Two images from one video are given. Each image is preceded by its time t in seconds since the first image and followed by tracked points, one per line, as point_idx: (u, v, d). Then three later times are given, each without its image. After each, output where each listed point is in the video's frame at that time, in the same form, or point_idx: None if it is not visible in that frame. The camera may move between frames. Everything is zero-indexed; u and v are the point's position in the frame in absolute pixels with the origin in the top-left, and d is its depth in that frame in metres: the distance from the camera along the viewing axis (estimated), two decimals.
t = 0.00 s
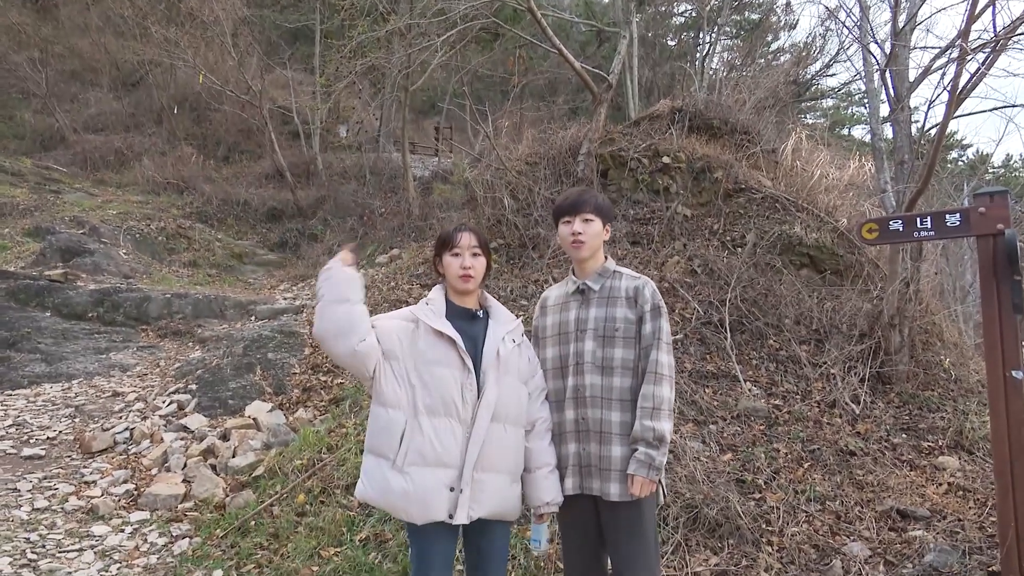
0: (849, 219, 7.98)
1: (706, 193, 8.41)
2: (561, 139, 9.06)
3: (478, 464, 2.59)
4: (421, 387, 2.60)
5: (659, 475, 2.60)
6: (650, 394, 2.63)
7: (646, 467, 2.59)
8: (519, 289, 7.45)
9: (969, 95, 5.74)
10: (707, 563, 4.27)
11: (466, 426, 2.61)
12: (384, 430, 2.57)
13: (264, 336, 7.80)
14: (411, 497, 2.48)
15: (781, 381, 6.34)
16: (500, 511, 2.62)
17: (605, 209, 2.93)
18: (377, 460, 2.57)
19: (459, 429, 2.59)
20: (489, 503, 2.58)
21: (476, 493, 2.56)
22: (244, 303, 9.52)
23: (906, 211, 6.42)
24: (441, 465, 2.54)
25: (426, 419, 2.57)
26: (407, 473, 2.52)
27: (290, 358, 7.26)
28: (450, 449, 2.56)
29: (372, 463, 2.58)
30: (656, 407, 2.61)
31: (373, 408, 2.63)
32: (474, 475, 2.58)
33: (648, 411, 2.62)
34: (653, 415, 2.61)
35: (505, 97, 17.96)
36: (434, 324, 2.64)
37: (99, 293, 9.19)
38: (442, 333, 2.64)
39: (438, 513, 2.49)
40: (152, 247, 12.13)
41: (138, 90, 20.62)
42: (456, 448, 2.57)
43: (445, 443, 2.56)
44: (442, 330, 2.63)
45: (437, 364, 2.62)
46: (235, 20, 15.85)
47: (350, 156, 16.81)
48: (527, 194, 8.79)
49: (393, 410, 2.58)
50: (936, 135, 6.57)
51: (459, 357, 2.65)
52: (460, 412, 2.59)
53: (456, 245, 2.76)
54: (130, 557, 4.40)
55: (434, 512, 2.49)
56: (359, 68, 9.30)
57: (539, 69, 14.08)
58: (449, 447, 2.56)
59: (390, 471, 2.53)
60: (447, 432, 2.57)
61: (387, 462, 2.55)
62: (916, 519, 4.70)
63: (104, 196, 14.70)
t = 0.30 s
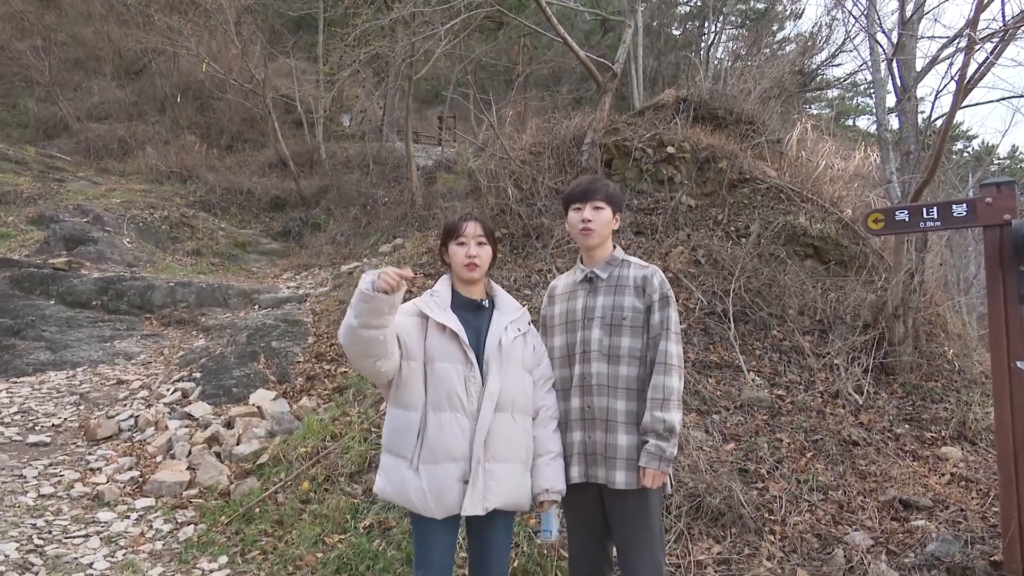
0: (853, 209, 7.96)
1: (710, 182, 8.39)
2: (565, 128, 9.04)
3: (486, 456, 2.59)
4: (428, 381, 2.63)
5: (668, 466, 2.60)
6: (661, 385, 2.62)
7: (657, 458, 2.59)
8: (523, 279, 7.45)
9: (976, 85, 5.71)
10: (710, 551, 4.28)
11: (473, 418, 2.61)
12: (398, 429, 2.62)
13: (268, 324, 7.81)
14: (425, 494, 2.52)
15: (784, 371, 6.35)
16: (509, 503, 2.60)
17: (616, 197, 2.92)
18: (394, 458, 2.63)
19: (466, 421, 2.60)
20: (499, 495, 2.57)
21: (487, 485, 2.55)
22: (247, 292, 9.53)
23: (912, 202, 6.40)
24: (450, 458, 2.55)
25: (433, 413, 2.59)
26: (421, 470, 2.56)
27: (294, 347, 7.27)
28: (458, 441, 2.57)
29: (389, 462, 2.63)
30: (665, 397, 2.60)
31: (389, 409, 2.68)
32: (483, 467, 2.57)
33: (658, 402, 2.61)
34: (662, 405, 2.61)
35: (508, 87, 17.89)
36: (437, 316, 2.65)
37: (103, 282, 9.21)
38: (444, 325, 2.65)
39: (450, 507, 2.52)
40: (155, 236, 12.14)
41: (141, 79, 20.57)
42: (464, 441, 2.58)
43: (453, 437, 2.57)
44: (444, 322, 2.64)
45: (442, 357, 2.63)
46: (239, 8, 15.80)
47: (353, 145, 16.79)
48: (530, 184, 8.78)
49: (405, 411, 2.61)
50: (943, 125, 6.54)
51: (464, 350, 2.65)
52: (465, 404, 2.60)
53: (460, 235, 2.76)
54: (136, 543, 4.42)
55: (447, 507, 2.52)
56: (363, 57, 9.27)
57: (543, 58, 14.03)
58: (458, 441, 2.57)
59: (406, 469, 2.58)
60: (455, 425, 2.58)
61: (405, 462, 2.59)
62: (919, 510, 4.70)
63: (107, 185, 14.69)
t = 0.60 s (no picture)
0: (853, 195, 7.96)
1: (709, 169, 8.37)
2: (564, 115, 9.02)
3: (484, 441, 2.61)
4: (426, 365, 2.62)
5: (672, 452, 2.62)
6: (665, 370, 2.62)
7: (662, 444, 2.60)
8: (522, 266, 7.44)
9: (977, 70, 5.69)
10: (710, 536, 4.31)
11: (472, 402, 2.63)
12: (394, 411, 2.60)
13: (267, 312, 7.81)
14: (421, 475, 2.51)
15: (783, 358, 6.36)
16: (508, 488, 2.62)
17: (616, 182, 2.91)
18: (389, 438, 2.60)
19: (465, 406, 2.61)
20: (499, 479, 2.59)
21: (484, 469, 2.58)
22: (246, 280, 9.51)
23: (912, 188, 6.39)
24: (449, 443, 2.57)
25: (432, 397, 2.59)
26: (417, 452, 2.54)
27: (294, 335, 7.27)
28: (457, 426, 2.58)
29: (382, 440, 2.60)
30: (669, 383, 2.61)
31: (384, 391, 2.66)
32: (482, 451, 2.60)
33: (663, 388, 2.62)
34: (667, 391, 2.61)
35: (507, 74, 17.81)
36: (435, 302, 2.64)
37: (102, 270, 9.19)
38: (444, 311, 2.64)
39: (448, 491, 2.52)
40: (153, 225, 12.10)
41: (137, 66, 20.43)
42: (462, 426, 2.59)
43: (452, 421, 2.58)
44: (443, 307, 2.63)
45: (441, 341, 2.63)
46: None
47: (351, 133, 16.73)
48: (530, 171, 8.77)
49: (403, 396, 2.59)
50: (943, 111, 6.51)
51: (462, 336, 2.66)
52: (465, 389, 2.61)
53: (459, 220, 2.75)
54: (138, 529, 4.44)
55: (445, 490, 2.52)
56: (360, 43, 9.22)
57: (542, 45, 13.97)
58: (457, 426, 2.58)
59: (402, 450, 2.56)
60: (454, 410, 2.59)
61: (400, 445, 2.57)
62: (917, 494, 4.73)
63: (105, 173, 14.63)
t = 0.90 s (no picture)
0: (851, 183, 7.96)
1: (708, 157, 8.36)
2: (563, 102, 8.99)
3: (493, 426, 2.62)
4: (432, 354, 2.61)
5: (671, 437, 2.63)
6: (664, 356, 2.63)
7: (660, 430, 2.61)
8: (521, 253, 7.44)
9: (977, 58, 5.68)
10: (707, 522, 4.33)
11: (478, 389, 2.63)
12: (403, 405, 2.60)
13: (266, 298, 7.81)
14: (435, 465, 2.53)
15: (781, 345, 6.38)
16: (516, 473, 2.63)
17: (615, 167, 2.90)
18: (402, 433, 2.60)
19: (473, 393, 2.61)
20: (509, 463, 2.61)
21: (497, 455, 2.58)
22: (244, 267, 9.50)
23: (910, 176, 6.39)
24: (460, 430, 2.57)
25: (439, 386, 2.59)
26: (430, 444, 2.56)
27: (292, 321, 7.28)
28: (467, 412, 2.59)
29: (395, 435, 2.62)
30: (669, 369, 2.61)
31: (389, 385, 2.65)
32: (494, 437, 2.60)
33: (662, 374, 2.62)
34: (666, 377, 2.62)
35: (505, 60, 17.72)
36: (436, 290, 2.62)
37: (100, 256, 9.17)
38: (445, 298, 2.63)
39: (465, 478, 2.54)
40: (151, 211, 12.05)
41: (133, 51, 20.28)
42: (471, 413, 2.60)
43: (461, 409, 2.58)
44: (443, 295, 2.62)
45: (444, 329, 2.62)
46: None
47: (348, 120, 16.66)
48: (529, 158, 8.76)
49: (411, 388, 2.59)
50: (943, 99, 6.51)
51: (464, 322, 2.66)
52: (470, 377, 2.61)
53: (456, 207, 2.74)
54: (138, 514, 4.46)
55: (459, 477, 2.54)
56: (359, 28, 9.15)
57: (540, 31, 13.90)
58: (465, 414, 2.58)
59: (415, 443, 2.58)
60: (463, 396, 2.59)
61: (413, 437, 2.58)
62: (913, 481, 4.77)
63: (101, 159, 14.56)
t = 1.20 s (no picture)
0: (851, 180, 7.97)
1: (708, 152, 8.35)
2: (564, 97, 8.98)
3: (489, 419, 2.62)
4: (429, 344, 2.60)
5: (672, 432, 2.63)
6: (665, 351, 2.63)
7: (662, 425, 2.62)
8: (521, 247, 7.44)
9: (979, 55, 5.67)
10: (705, 516, 4.34)
11: (475, 381, 2.63)
12: (394, 392, 2.57)
13: (265, 291, 7.81)
14: (427, 455, 2.52)
15: (780, 341, 6.39)
16: (512, 463, 2.65)
17: (616, 161, 2.89)
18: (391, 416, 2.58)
19: (468, 385, 2.61)
20: (501, 454, 2.62)
21: (488, 446, 2.60)
22: (244, 259, 9.49)
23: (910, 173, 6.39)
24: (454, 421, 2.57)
25: (433, 376, 2.58)
26: (421, 434, 2.53)
27: (292, 314, 7.28)
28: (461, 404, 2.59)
29: (384, 422, 2.58)
30: (669, 364, 2.61)
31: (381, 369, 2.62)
32: (486, 429, 2.61)
33: (662, 369, 2.62)
34: (666, 372, 2.62)
35: (506, 54, 17.68)
36: (435, 282, 2.62)
37: (99, 248, 9.15)
38: (443, 290, 2.63)
39: (455, 469, 2.54)
40: (150, 202, 12.03)
41: (132, 43, 20.19)
42: (466, 404, 2.61)
43: (456, 401, 2.59)
44: (442, 287, 2.62)
45: (444, 321, 2.63)
46: None
47: (348, 112, 16.61)
48: (529, 152, 8.74)
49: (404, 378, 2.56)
50: (943, 95, 6.50)
51: (461, 315, 2.65)
52: (467, 369, 2.61)
53: (457, 200, 2.73)
54: (137, 505, 4.46)
55: (448, 468, 2.54)
56: (359, 20, 9.12)
57: (541, 25, 13.87)
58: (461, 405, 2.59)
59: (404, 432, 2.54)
60: (458, 388, 2.59)
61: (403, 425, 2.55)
62: (911, 477, 4.78)
63: (99, 150, 14.52)
